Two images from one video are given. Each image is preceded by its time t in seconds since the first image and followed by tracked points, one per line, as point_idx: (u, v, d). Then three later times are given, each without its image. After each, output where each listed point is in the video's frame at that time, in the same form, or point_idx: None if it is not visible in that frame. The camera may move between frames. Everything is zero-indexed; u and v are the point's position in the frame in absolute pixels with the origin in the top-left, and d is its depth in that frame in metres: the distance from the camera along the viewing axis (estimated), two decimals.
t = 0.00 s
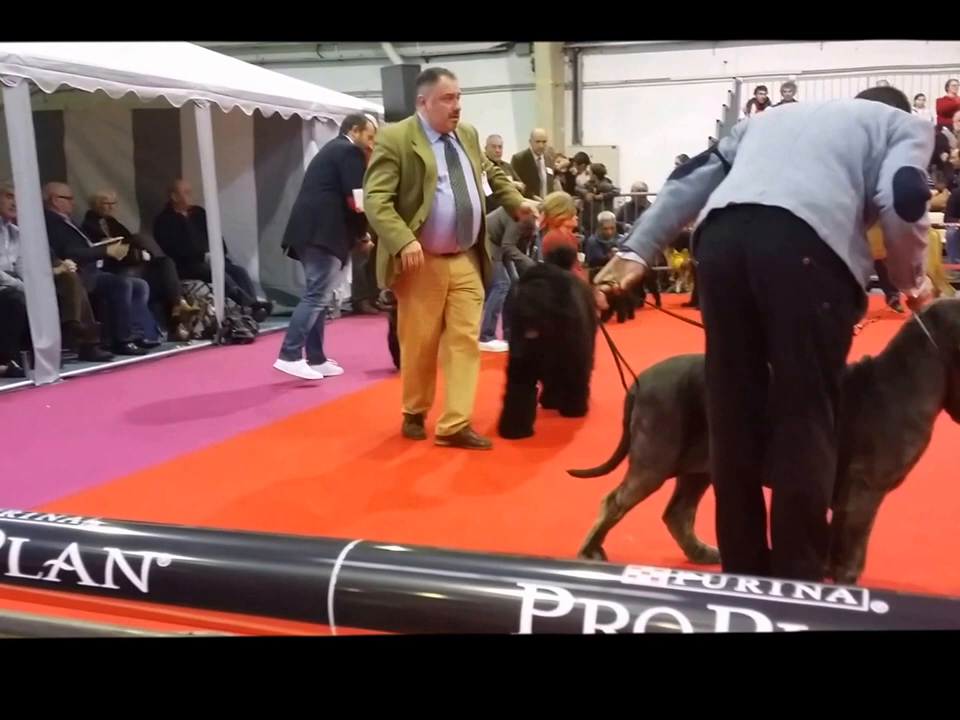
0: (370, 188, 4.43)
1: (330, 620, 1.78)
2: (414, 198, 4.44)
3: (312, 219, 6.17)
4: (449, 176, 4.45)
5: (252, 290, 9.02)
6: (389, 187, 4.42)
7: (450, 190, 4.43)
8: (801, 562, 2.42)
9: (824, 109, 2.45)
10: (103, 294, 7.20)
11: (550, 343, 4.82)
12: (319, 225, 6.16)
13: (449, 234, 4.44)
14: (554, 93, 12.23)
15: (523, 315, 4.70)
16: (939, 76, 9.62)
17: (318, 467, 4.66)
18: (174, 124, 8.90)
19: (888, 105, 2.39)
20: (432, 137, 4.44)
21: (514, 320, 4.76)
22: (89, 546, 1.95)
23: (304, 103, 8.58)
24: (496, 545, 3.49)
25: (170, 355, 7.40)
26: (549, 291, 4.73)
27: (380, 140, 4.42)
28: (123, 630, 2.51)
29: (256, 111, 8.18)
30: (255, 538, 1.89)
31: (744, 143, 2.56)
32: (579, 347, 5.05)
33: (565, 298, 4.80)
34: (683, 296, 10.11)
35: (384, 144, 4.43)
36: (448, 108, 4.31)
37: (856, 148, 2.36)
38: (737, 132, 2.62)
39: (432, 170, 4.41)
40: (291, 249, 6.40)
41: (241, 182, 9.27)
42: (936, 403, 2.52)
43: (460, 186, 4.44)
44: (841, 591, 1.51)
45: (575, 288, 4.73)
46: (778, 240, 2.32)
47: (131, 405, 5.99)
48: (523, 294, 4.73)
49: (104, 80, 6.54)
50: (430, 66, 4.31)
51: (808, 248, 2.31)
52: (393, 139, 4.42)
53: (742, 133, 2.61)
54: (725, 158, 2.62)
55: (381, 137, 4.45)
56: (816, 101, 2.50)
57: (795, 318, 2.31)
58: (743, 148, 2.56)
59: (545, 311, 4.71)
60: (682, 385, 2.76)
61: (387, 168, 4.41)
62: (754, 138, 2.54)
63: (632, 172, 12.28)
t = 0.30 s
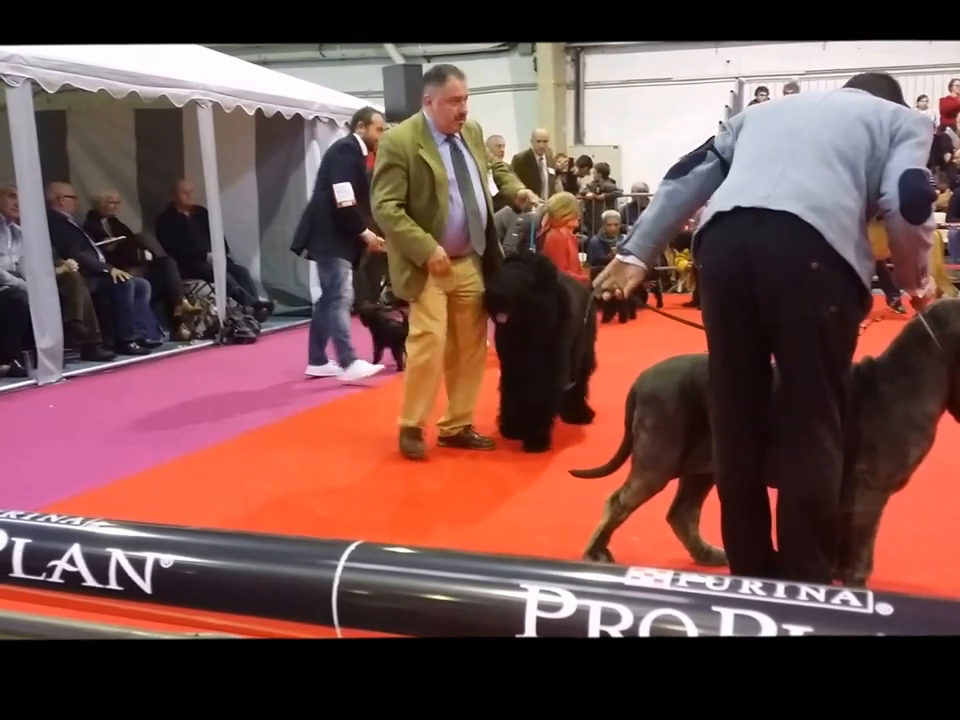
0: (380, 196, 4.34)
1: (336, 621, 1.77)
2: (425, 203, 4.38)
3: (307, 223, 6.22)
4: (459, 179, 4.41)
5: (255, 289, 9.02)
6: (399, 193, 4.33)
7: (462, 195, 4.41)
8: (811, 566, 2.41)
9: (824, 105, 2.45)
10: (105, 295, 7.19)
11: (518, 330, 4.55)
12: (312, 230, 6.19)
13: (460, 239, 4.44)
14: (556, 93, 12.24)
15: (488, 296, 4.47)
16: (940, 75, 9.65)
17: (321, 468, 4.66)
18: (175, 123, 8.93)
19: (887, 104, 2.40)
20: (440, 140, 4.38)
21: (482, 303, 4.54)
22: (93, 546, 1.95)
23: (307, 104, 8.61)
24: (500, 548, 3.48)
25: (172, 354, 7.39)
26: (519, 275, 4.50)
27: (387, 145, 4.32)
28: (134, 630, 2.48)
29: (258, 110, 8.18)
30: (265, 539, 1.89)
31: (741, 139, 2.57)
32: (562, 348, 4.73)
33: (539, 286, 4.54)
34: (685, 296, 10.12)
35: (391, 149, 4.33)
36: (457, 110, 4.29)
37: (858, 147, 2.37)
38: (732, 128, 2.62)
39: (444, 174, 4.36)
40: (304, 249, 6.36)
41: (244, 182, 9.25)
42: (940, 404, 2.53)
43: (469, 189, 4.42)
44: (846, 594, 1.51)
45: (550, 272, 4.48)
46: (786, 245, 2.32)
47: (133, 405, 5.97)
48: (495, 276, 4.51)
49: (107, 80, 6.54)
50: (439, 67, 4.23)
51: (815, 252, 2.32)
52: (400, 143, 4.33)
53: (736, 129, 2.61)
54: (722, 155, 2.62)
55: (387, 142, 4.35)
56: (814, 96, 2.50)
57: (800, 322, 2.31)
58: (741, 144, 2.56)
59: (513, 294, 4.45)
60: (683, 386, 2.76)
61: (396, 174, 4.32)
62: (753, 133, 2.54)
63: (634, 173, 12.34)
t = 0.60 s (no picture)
0: (381, 207, 4.27)
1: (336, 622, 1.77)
2: (424, 208, 4.35)
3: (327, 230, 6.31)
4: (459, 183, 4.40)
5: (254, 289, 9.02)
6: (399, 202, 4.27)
7: (464, 200, 4.42)
8: (809, 563, 2.43)
9: (811, 103, 2.44)
10: (104, 294, 7.18)
11: (515, 323, 4.47)
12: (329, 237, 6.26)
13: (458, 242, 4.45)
14: (555, 93, 12.24)
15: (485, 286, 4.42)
16: (938, 74, 9.66)
17: (318, 467, 4.66)
18: (174, 121, 8.95)
19: (874, 103, 2.39)
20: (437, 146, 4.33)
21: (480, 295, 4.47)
22: (93, 548, 1.94)
23: (304, 103, 8.65)
24: (498, 549, 3.48)
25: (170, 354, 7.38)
26: (518, 266, 4.42)
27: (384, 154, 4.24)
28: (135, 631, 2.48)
29: (256, 110, 8.17)
30: (266, 540, 1.88)
31: (726, 139, 2.54)
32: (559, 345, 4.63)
33: (538, 278, 4.46)
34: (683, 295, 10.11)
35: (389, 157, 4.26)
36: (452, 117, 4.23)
37: (852, 147, 2.37)
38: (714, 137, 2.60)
39: (443, 179, 4.33)
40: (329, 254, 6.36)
41: (243, 181, 9.27)
42: (941, 404, 2.53)
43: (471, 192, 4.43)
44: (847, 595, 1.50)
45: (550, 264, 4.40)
46: (792, 250, 2.33)
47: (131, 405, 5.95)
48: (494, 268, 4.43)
49: (107, 80, 6.53)
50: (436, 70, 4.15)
51: (821, 258, 2.33)
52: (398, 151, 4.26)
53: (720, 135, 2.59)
54: (704, 172, 2.61)
55: (384, 150, 4.27)
56: (799, 93, 2.49)
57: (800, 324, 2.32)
58: (727, 142, 2.54)
59: (510, 286, 4.37)
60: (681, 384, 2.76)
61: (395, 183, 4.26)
62: (740, 130, 2.51)
63: (633, 173, 12.35)
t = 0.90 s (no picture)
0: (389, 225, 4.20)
1: (333, 624, 1.77)
2: (426, 220, 4.36)
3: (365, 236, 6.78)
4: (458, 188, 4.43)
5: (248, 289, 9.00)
6: (406, 217, 4.21)
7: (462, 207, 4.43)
8: (798, 560, 2.48)
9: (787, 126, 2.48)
10: (98, 294, 7.18)
11: (514, 326, 4.42)
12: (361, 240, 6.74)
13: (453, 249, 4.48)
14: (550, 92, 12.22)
15: (485, 285, 4.36)
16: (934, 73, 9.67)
17: (314, 466, 4.68)
18: (168, 121, 8.86)
19: (849, 128, 2.45)
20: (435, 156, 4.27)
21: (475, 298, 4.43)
22: (89, 548, 1.94)
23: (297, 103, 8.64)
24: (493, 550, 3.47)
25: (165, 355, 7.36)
26: (514, 266, 4.42)
27: (388, 170, 4.14)
28: (130, 631, 2.48)
29: (250, 110, 8.15)
30: (263, 541, 1.88)
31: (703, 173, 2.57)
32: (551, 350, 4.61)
33: (532, 279, 4.45)
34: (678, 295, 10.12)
35: (391, 172, 4.16)
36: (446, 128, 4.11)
37: (827, 163, 2.39)
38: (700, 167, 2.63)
39: (442, 188, 4.32)
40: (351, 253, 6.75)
41: (237, 181, 9.25)
42: (937, 405, 2.55)
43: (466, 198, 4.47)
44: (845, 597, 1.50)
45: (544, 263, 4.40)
46: (771, 263, 2.31)
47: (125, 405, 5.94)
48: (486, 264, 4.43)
49: (101, 79, 6.52)
50: (439, 81, 4.02)
51: (801, 270, 2.31)
52: (400, 165, 4.16)
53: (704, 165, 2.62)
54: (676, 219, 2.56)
55: (384, 164, 4.15)
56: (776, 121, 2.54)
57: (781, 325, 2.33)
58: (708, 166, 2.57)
59: (512, 284, 4.36)
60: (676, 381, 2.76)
61: (401, 198, 4.19)
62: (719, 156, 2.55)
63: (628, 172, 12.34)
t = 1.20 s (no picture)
0: (382, 229, 4.20)
1: (328, 626, 1.78)
2: (419, 223, 4.33)
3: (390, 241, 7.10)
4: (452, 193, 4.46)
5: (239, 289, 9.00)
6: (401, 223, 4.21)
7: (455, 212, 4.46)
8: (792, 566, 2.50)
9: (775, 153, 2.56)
10: (89, 294, 7.15)
11: (507, 316, 4.44)
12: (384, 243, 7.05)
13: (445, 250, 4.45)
14: (539, 92, 12.24)
15: (485, 278, 4.35)
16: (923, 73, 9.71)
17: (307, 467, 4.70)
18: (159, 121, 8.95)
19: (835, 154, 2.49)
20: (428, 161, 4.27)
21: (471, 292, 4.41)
22: (81, 549, 1.95)
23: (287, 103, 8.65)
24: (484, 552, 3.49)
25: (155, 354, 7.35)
26: (513, 263, 4.41)
27: (380, 173, 4.12)
28: (120, 633, 2.48)
29: (241, 110, 8.15)
30: (255, 542, 1.89)
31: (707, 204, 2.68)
32: (538, 350, 4.62)
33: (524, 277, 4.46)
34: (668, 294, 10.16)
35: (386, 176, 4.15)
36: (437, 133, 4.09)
37: (806, 177, 2.45)
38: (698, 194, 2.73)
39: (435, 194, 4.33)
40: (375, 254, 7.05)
41: (228, 180, 9.19)
42: (930, 404, 2.55)
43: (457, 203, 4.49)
44: (835, 599, 1.53)
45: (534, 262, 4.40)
46: (737, 257, 2.35)
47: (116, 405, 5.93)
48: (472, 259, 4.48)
49: (93, 79, 6.51)
50: (432, 87, 4.00)
51: (770, 264, 2.34)
52: (394, 170, 4.16)
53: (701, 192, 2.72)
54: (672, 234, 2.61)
55: (378, 168, 4.14)
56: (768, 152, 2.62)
57: (760, 327, 2.36)
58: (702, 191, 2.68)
59: (512, 279, 4.37)
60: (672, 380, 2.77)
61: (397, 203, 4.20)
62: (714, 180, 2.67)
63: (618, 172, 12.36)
